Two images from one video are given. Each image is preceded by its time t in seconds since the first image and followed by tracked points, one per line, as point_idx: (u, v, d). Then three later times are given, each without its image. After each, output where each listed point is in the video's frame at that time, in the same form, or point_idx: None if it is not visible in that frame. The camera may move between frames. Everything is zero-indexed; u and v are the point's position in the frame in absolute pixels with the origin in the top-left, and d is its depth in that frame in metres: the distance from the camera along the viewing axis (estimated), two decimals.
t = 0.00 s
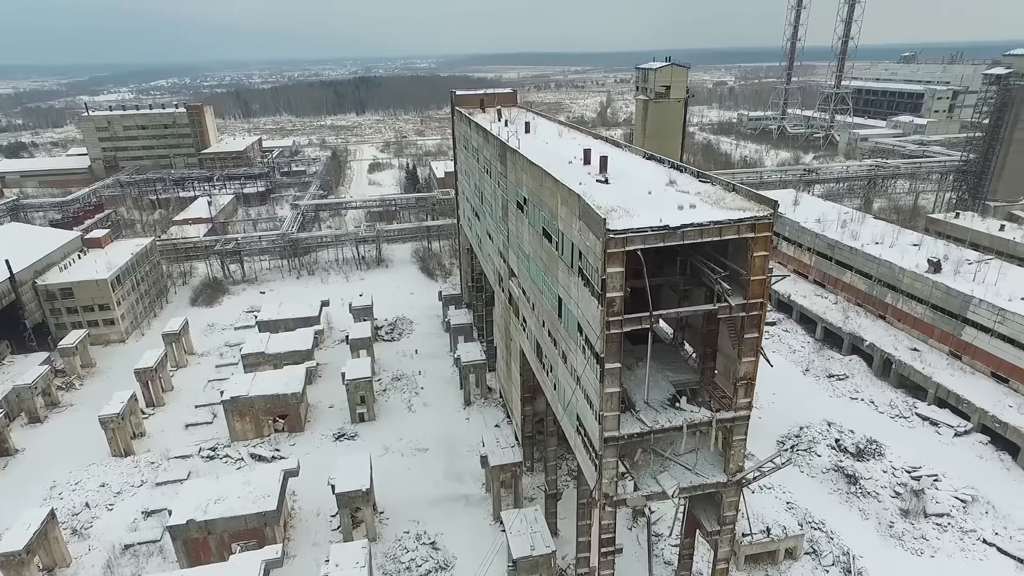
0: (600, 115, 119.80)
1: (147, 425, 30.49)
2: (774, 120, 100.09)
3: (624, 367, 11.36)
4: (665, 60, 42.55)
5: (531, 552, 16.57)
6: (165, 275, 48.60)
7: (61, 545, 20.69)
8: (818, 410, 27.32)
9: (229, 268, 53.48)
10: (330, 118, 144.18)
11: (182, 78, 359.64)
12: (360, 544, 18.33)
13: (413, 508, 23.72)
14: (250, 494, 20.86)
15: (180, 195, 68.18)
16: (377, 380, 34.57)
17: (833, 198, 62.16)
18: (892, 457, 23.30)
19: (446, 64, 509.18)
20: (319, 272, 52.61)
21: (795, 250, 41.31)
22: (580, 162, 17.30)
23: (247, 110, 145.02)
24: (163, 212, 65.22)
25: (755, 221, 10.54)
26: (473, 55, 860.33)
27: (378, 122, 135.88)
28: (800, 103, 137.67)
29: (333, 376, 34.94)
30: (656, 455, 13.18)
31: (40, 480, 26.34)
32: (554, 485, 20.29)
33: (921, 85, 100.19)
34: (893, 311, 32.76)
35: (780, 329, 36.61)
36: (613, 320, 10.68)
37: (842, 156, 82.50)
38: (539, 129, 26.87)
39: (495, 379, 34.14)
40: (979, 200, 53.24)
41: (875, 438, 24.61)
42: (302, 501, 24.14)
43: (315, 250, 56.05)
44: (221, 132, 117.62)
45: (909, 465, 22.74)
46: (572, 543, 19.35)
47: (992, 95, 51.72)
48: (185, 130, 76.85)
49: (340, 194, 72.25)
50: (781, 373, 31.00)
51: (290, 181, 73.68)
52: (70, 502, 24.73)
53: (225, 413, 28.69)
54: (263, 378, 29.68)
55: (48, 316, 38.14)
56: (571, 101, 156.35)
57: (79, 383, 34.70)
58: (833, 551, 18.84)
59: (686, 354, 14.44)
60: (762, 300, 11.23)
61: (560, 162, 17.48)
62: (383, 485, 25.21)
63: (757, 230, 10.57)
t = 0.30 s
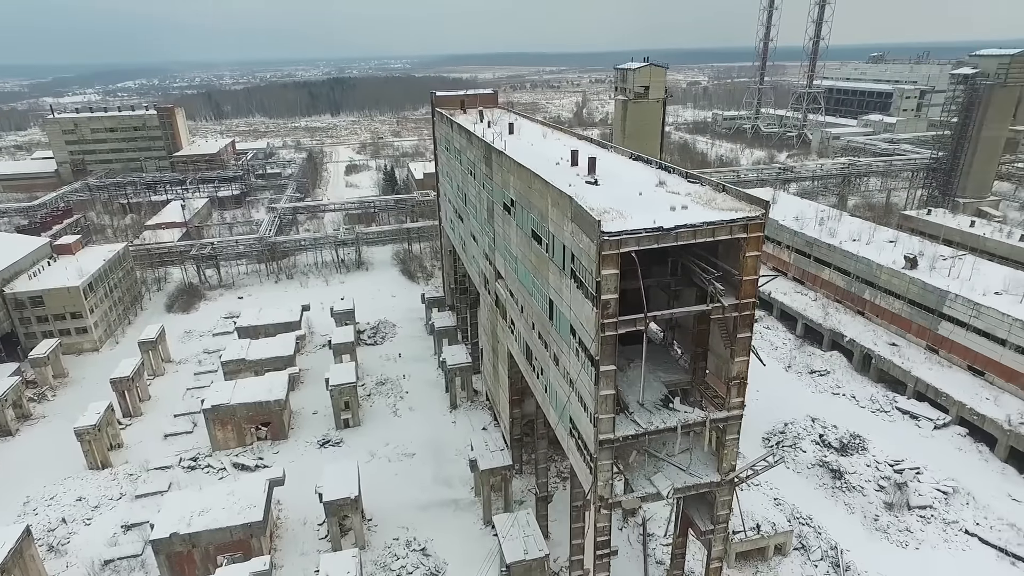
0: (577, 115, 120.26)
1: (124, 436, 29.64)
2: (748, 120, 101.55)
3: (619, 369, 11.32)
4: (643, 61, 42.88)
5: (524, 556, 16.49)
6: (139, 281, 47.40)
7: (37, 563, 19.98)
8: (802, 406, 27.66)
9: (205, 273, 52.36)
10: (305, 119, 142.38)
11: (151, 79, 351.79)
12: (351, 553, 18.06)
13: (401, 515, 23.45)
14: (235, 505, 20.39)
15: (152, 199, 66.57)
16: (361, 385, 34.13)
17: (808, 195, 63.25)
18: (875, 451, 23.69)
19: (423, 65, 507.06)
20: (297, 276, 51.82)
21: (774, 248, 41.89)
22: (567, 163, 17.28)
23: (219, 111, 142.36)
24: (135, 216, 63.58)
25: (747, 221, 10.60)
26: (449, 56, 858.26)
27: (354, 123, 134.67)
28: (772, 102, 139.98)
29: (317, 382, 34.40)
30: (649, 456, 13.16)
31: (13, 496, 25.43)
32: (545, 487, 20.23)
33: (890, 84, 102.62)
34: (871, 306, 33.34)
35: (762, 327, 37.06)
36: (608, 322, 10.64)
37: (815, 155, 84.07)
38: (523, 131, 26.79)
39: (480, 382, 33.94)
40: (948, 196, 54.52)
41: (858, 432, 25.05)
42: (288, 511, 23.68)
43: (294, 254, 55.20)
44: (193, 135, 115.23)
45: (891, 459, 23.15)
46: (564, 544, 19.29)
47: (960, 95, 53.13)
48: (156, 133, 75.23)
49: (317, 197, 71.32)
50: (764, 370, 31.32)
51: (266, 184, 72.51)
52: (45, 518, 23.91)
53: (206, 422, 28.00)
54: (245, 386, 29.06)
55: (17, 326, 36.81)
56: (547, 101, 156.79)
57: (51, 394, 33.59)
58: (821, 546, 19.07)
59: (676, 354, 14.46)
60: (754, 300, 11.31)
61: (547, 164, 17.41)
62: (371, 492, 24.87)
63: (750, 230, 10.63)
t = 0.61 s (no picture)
0: (545, 115, 120.67)
1: (89, 452, 28.40)
2: (712, 119, 103.41)
3: (606, 372, 11.28)
4: (612, 61, 43.18)
5: (511, 562, 16.34)
6: (99, 290, 45.53)
7: None
8: (777, 401, 28.17)
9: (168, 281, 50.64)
10: (268, 121, 139.40)
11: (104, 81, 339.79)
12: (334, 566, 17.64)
13: (383, 523, 23.07)
14: (211, 521, 19.72)
15: (110, 205, 64.12)
16: (336, 392, 33.45)
17: (773, 193, 64.68)
18: (848, 443, 24.27)
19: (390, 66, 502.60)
20: (266, 282, 50.59)
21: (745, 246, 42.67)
22: (546, 165, 17.23)
23: (178, 114, 138.16)
24: (92, 223, 61.13)
25: (731, 222, 10.69)
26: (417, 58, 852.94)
27: (319, 125, 132.48)
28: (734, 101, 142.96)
29: (290, 391, 33.59)
30: (636, 458, 13.14)
31: None
32: (529, 490, 20.12)
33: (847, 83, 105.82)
34: (839, 301, 34.20)
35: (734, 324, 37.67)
36: (596, 325, 10.58)
37: (778, 153, 86.10)
38: (498, 132, 26.67)
39: (459, 385, 33.64)
40: (907, 192, 56.33)
41: (832, 425, 25.65)
42: (265, 525, 23.03)
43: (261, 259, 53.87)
44: (150, 138, 111.52)
45: (865, 450, 23.74)
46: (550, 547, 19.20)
47: (916, 94, 55.11)
48: (112, 136, 72.49)
49: (284, 200, 69.83)
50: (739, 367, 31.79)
51: (230, 188, 70.62)
52: (6, 541, 22.73)
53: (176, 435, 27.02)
54: (216, 397, 28.16)
55: None
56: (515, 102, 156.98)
57: (8, 411, 31.96)
58: (802, 539, 19.41)
59: (659, 354, 14.51)
60: (738, 299, 11.40)
61: (526, 166, 17.32)
62: (351, 501, 24.38)
63: (733, 231, 10.72)
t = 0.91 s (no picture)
0: (511, 116, 120.70)
1: (48, 471, 27.01)
2: (675, 119, 105.25)
3: (590, 375, 11.21)
4: (578, 62, 43.39)
5: (496, 568, 16.17)
6: (53, 301, 43.44)
7: None
8: (750, 396, 28.69)
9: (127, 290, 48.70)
10: (228, 124, 135.69)
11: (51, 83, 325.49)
12: None
13: (362, 533, 22.60)
14: (183, 538, 18.99)
15: (61, 212, 61.33)
16: (308, 400, 32.66)
17: (737, 190, 66.08)
18: (820, 435, 24.88)
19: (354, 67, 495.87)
20: (231, 289, 49.16)
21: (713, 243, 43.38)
22: (521, 166, 17.13)
23: (131, 116, 133.18)
24: (42, 232, 58.33)
25: (710, 221, 10.74)
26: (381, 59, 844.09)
27: (280, 127, 129.65)
28: (695, 100, 145.75)
29: (261, 400, 32.66)
30: (620, 459, 13.10)
31: None
32: (511, 494, 19.97)
33: (803, 83, 109.03)
34: (806, 296, 35.07)
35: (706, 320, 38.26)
36: (579, 328, 10.49)
37: (740, 151, 88.06)
38: (469, 134, 26.49)
39: (434, 389, 33.23)
40: (865, 188, 58.26)
41: (804, 418, 26.22)
42: (240, 541, 22.29)
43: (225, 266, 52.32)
44: (102, 142, 107.13)
45: (837, 442, 24.36)
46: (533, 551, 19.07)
47: (870, 94, 57.07)
48: (62, 141, 69.34)
49: (246, 205, 68.02)
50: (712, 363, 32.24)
51: (190, 193, 68.39)
52: None
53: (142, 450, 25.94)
54: (184, 409, 27.14)
55: None
56: (480, 102, 156.68)
57: None
58: (780, 532, 19.75)
59: (639, 354, 14.51)
60: (718, 299, 11.47)
61: (501, 168, 17.17)
62: (328, 512, 23.81)
63: (713, 230, 10.77)
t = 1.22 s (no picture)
0: (479, 116, 120.43)
1: (7, 492, 25.71)
2: (642, 118, 106.50)
3: (576, 378, 11.13)
4: (547, 63, 43.37)
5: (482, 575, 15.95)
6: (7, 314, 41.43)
7: None
8: (726, 392, 29.10)
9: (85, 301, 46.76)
10: (187, 127, 131.87)
11: None
12: None
13: (342, 544, 22.13)
14: (156, 558, 18.23)
15: (12, 220, 58.56)
16: (282, 410, 31.85)
17: (704, 189, 67.21)
18: (796, 429, 25.39)
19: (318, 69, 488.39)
20: (196, 297, 47.69)
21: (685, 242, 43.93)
22: (499, 169, 16.98)
23: (85, 120, 128.21)
24: None
25: (693, 222, 10.77)
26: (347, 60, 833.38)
27: (242, 129, 126.64)
28: (660, 100, 147.95)
29: (232, 411, 31.72)
30: (606, 462, 13.07)
31: None
32: (494, 499, 19.79)
33: (764, 82, 111.72)
34: (776, 292, 35.79)
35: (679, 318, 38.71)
36: (565, 331, 10.41)
37: (706, 150, 89.62)
38: (441, 136, 26.23)
39: (411, 395, 32.76)
40: (828, 185, 59.89)
41: (779, 413, 26.72)
42: (215, 558, 21.56)
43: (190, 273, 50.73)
44: (53, 147, 102.75)
45: (812, 436, 24.89)
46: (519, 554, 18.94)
47: (831, 93, 58.68)
48: (11, 145, 66.23)
49: (210, 210, 66.15)
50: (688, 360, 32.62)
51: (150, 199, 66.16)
52: None
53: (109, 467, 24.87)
54: (152, 422, 26.15)
55: None
56: (446, 103, 156.03)
57: None
58: (761, 527, 20.05)
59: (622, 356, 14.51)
60: (701, 299, 11.52)
61: (478, 171, 17.00)
62: (307, 524, 23.23)
63: (696, 231, 10.82)
